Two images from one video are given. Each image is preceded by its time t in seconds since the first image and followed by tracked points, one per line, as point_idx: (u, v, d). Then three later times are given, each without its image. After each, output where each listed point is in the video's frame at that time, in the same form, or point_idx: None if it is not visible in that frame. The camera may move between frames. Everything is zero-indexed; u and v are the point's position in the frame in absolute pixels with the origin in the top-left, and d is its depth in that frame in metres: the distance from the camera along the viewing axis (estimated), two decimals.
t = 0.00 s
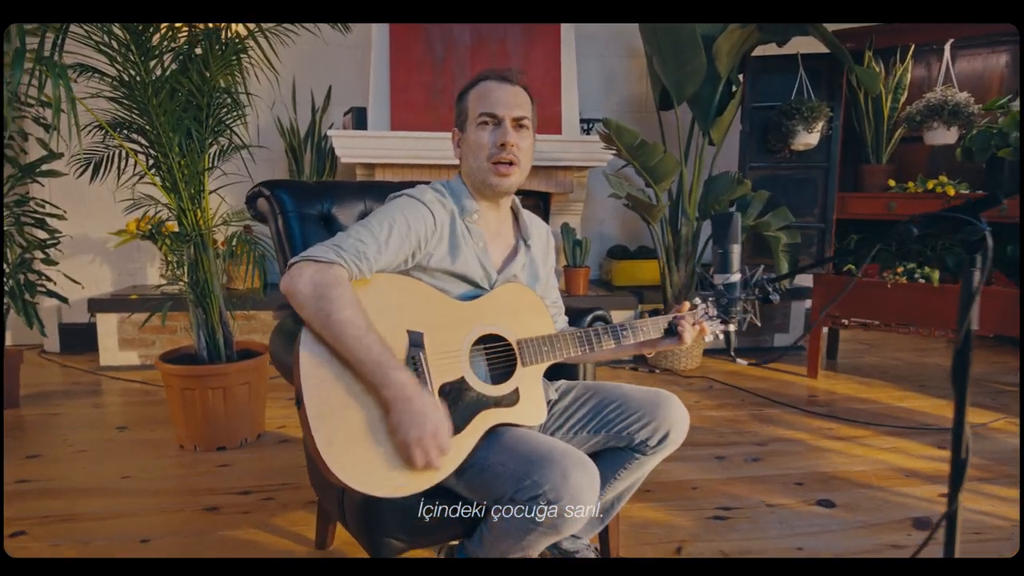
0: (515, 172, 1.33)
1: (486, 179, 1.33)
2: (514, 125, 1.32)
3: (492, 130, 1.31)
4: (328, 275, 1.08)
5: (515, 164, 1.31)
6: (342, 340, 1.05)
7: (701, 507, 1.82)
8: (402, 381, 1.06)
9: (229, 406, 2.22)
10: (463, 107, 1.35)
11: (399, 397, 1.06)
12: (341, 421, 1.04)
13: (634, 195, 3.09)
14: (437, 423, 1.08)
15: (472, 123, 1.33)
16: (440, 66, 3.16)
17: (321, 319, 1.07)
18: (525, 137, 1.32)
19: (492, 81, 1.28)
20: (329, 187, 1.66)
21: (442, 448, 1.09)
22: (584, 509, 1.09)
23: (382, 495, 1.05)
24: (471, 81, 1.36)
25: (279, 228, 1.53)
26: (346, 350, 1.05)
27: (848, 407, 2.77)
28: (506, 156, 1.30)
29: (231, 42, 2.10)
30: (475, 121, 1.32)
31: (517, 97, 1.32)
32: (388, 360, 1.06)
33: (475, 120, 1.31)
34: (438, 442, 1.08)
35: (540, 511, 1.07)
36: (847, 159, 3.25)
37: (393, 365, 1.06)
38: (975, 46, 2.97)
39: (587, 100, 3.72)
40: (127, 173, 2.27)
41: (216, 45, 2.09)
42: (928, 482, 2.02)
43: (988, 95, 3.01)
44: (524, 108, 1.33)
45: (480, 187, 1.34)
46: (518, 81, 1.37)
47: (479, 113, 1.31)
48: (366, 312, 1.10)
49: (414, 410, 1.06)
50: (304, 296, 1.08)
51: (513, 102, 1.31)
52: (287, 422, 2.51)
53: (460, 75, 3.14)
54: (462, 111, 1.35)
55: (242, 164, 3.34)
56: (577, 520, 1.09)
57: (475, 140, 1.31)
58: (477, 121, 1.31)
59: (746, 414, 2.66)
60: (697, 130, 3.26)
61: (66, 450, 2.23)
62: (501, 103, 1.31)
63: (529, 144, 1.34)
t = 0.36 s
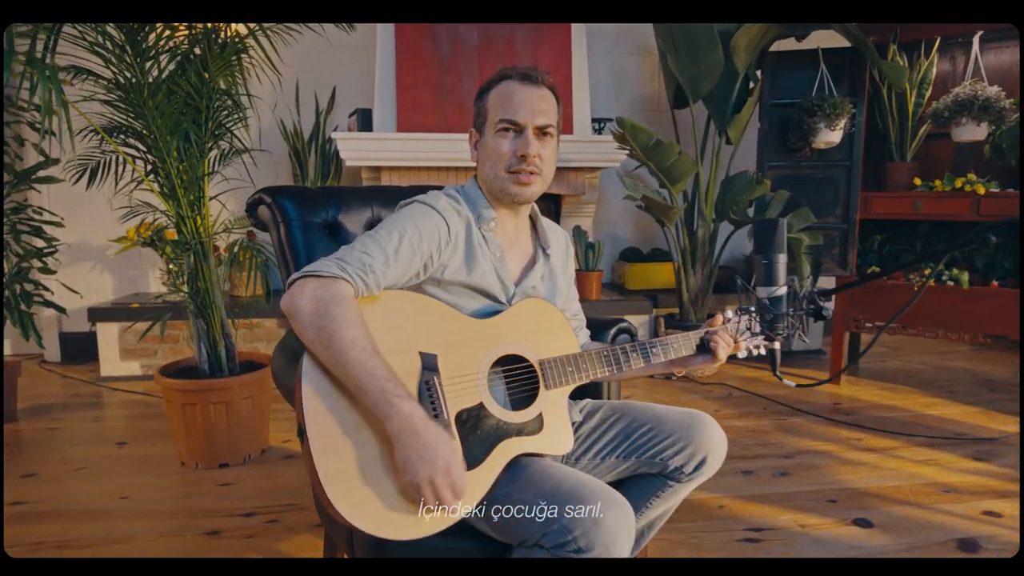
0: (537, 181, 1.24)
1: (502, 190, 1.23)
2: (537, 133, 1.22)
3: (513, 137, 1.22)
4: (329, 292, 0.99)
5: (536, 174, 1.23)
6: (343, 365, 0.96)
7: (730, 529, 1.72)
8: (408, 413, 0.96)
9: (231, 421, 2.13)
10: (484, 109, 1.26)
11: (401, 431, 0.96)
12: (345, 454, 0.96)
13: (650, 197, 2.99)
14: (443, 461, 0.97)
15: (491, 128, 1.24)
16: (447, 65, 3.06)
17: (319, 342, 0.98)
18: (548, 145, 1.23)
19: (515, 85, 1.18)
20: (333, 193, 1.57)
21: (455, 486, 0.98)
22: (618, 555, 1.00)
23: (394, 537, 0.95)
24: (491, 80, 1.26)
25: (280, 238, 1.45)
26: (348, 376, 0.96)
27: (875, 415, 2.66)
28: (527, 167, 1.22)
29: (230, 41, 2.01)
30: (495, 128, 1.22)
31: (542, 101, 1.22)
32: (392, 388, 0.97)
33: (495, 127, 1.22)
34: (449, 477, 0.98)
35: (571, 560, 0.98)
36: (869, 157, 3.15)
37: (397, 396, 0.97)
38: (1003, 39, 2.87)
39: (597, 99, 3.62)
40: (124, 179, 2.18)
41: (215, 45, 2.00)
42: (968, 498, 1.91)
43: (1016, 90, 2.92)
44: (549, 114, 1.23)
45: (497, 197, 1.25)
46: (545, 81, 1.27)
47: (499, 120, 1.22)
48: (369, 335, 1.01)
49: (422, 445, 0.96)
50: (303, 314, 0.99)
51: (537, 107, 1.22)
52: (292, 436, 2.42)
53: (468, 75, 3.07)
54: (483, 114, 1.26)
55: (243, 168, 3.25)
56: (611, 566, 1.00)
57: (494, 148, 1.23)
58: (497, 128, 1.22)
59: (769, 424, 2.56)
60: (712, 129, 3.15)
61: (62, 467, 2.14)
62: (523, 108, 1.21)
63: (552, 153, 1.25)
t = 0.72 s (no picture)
0: (540, 187, 1.16)
1: (503, 197, 1.16)
2: (541, 137, 1.14)
3: (515, 141, 1.14)
4: (340, 290, 0.93)
5: (540, 181, 1.15)
6: (385, 341, 0.92)
7: (751, 546, 1.64)
8: (465, 335, 0.97)
9: (230, 434, 2.06)
10: (484, 111, 1.17)
11: (484, 356, 0.98)
12: (352, 474, 0.88)
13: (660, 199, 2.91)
14: (518, 363, 1.00)
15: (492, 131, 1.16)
16: (450, 64, 2.99)
17: (342, 337, 0.91)
18: (553, 149, 1.15)
19: (518, 85, 1.10)
20: (334, 198, 1.50)
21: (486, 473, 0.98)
22: (636, 573, 0.98)
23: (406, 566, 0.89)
24: (492, 79, 1.18)
25: (279, 244, 1.37)
26: (392, 346, 0.93)
27: (894, 422, 2.57)
28: (530, 173, 1.14)
29: (227, 39, 1.95)
30: (496, 131, 1.15)
31: (548, 102, 1.14)
32: (444, 325, 0.96)
33: (496, 130, 1.14)
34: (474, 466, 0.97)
35: None
36: (884, 155, 3.07)
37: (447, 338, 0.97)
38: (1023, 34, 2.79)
39: (603, 99, 3.55)
40: (118, 184, 2.11)
41: (211, 44, 1.93)
42: (997, 511, 1.84)
43: None
44: (554, 116, 1.15)
45: (498, 204, 1.17)
46: (551, 79, 1.18)
47: (501, 123, 1.14)
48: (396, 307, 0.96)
49: (492, 365, 0.98)
50: (311, 314, 0.92)
51: (542, 110, 1.14)
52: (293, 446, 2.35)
53: (472, 74, 2.99)
54: (483, 116, 1.18)
55: (241, 172, 3.18)
56: None
57: (495, 153, 1.15)
58: (498, 131, 1.14)
59: (784, 431, 2.48)
60: (722, 128, 3.07)
61: (56, 482, 2.07)
62: (526, 110, 1.13)
63: (557, 156, 1.17)
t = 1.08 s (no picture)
0: (533, 191, 1.10)
1: (493, 200, 1.10)
2: (532, 137, 1.08)
3: (505, 143, 1.08)
4: (332, 313, 0.87)
5: (532, 183, 1.09)
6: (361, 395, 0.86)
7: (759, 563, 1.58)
8: (450, 422, 0.88)
9: (220, 447, 1.98)
10: (472, 109, 1.11)
11: (460, 435, 0.88)
12: (347, 499, 0.83)
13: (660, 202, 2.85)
14: (497, 463, 0.89)
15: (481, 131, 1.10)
16: (446, 65, 2.93)
17: (327, 370, 0.86)
18: (545, 150, 1.09)
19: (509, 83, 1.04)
20: (326, 201, 1.43)
21: (502, 468, 0.90)
22: None
23: None
24: (478, 79, 1.12)
25: (268, 250, 1.31)
26: (369, 402, 0.86)
27: (901, 429, 2.51)
28: (522, 176, 1.08)
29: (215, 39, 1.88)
30: (485, 130, 1.08)
31: (540, 101, 1.08)
32: (430, 404, 0.88)
33: (485, 129, 1.08)
34: (486, 458, 0.89)
35: None
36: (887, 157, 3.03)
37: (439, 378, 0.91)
38: None
39: (602, 100, 3.49)
40: (103, 188, 2.04)
41: (199, 44, 1.87)
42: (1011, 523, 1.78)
43: None
44: (546, 115, 1.09)
45: (488, 208, 1.11)
46: (543, 77, 1.12)
47: (490, 122, 1.08)
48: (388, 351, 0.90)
49: (474, 455, 0.88)
50: (304, 331, 0.86)
51: (534, 109, 1.07)
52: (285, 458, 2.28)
53: (468, 75, 2.93)
54: (472, 114, 1.11)
55: (231, 176, 3.11)
56: None
57: (485, 154, 1.08)
58: (487, 130, 1.08)
59: (789, 439, 2.42)
60: (722, 129, 3.02)
61: (37, 498, 1.99)
62: (516, 109, 1.06)
63: (549, 158, 1.11)
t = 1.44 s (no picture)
0: (532, 182, 1.03)
1: (490, 195, 1.03)
2: (527, 125, 1.03)
3: (499, 132, 1.03)
4: (316, 322, 0.80)
5: (530, 173, 1.02)
6: (364, 389, 0.79)
7: None
8: (464, 390, 0.84)
9: (199, 463, 1.90)
10: (462, 104, 1.07)
11: (477, 422, 0.84)
12: (335, 533, 0.75)
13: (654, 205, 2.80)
14: (522, 426, 0.85)
15: (472, 125, 1.05)
16: (434, 66, 2.86)
17: (318, 375, 0.78)
18: (541, 139, 1.04)
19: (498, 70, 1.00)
20: (308, 205, 1.36)
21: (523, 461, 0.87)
22: None
23: None
24: (466, 74, 1.09)
25: (247, 257, 1.23)
26: (374, 395, 0.79)
27: (898, 435, 2.48)
28: (519, 164, 1.01)
29: (193, 35, 1.79)
30: (477, 122, 1.03)
31: (531, 89, 1.04)
32: (439, 376, 0.83)
33: (476, 120, 1.03)
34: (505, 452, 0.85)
35: None
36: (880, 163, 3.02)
37: (444, 377, 0.84)
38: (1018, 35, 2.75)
39: (592, 102, 3.44)
40: (74, 193, 1.94)
41: (175, 41, 1.78)
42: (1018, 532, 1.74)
43: None
44: (540, 103, 1.05)
45: (484, 207, 1.05)
46: (532, 68, 1.09)
47: (482, 112, 1.03)
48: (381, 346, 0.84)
49: (497, 427, 0.84)
50: (285, 345, 0.79)
51: (526, 96, 1.03)
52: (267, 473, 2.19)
53: (456, 75, 2.86)
54: (461, 109, 1.07)
55: (212, 179, 3.02)
56: None
57: (477, 147, 1.03)
58: (479, 122, 1.03)
59: (787, 447, 2.37)
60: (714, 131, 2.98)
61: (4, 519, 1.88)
62: (508, 95, 1.02)
63: (545, 149, 1.06)
